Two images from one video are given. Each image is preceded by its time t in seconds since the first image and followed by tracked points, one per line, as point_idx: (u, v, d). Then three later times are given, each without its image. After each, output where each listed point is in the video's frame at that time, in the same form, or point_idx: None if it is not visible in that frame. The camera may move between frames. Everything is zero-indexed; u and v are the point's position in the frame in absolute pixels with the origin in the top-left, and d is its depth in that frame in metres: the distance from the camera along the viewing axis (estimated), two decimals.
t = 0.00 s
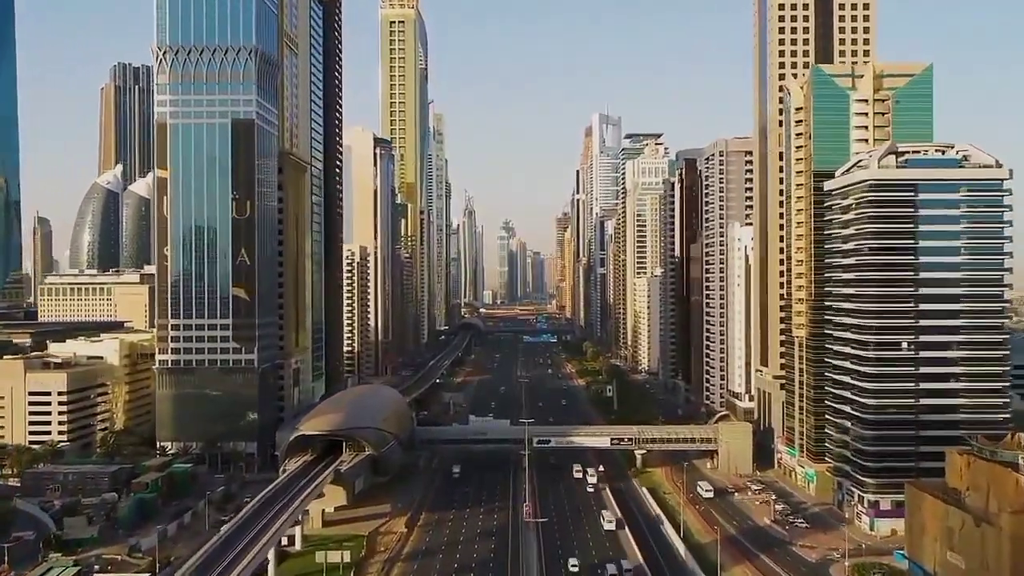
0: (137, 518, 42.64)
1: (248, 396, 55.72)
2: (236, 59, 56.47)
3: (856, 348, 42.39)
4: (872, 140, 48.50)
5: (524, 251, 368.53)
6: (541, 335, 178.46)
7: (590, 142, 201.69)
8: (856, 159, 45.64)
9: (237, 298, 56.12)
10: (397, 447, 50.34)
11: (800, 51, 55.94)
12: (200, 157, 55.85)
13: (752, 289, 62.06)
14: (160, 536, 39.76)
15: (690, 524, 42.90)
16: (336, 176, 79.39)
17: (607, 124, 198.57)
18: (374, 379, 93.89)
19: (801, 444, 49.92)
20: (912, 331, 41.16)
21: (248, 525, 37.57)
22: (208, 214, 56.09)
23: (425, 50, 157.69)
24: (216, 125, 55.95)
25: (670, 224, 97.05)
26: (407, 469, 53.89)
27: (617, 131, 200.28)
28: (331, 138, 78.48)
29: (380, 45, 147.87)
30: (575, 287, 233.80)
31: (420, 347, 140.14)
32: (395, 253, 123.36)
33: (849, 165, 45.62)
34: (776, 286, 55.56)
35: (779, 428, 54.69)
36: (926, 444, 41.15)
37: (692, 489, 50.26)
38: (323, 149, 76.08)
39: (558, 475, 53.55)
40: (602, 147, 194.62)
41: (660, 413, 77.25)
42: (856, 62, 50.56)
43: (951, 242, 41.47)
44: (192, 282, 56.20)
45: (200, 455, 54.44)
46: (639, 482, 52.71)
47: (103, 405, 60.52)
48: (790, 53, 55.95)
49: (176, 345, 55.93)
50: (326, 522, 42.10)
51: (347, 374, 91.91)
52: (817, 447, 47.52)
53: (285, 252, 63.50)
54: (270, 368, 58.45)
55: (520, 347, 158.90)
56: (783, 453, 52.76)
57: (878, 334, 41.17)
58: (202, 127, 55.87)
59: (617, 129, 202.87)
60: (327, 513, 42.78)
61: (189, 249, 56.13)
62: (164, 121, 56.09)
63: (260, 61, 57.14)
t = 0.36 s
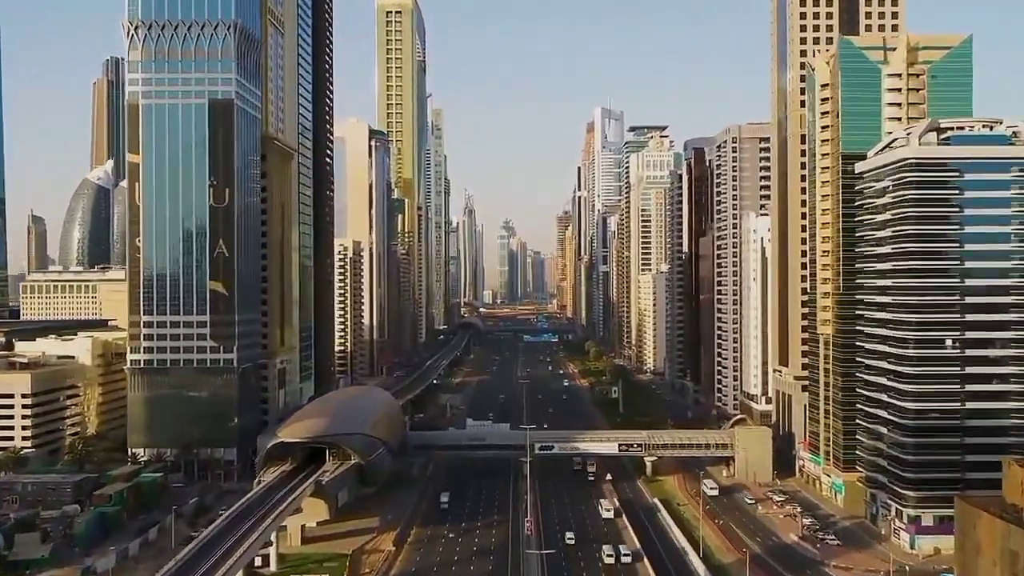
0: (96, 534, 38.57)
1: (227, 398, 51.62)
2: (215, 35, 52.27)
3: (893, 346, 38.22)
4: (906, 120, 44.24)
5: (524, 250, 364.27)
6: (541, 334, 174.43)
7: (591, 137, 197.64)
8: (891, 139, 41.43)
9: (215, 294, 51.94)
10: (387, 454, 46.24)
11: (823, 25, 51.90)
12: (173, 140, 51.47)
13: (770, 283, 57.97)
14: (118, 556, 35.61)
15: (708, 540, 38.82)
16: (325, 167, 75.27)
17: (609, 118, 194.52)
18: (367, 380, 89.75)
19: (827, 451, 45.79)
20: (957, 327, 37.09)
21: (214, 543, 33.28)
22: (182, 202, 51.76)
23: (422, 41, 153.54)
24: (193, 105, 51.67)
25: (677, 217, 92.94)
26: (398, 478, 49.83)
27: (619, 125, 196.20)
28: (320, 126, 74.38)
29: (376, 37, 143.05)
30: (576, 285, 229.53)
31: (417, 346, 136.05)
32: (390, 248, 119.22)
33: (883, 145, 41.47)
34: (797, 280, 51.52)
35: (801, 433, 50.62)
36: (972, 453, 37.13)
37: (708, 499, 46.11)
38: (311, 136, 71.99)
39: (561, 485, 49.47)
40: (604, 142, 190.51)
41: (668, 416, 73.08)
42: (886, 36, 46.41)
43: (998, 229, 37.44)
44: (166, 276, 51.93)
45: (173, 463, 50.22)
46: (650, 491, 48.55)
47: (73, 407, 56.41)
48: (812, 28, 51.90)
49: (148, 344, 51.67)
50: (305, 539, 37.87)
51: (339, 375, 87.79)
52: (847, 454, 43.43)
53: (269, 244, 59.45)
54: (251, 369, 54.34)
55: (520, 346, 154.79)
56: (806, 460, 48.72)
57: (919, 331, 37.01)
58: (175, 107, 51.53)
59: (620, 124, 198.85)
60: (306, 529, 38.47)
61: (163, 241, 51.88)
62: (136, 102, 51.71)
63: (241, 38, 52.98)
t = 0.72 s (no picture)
0: (51, 553, 34.80)
1: (204, 402, 47.77)
2: (192, 10, 48.52)
3: (936, 346, 34.37)
4: (943, 98, 40.64)
5: (524, 250, 360.46)
6: (541, 334, 171.07)
7: (593, 133, 194.06)
8: (929, 118, 37.77)
9: (192, 289, 48.16)
10: (377, 464, 42.46)
11: None
12: (147, 124, 47.59)
13: (790, 279, 54.29)
14: None
15: (730, 559, 35.08)
16: (314, 157, 71.54)
17: (611, 114, 190.94)
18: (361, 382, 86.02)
19: (857, 459, 42.05)
20: (1009, 325, 33.32)
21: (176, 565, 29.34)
22: (158, 189, 47.78)
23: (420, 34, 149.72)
24: (169, 85, 47.82)
25: (683, 212, 89.25)
26: (389, 488, 46.09)
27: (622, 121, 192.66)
28: (309, 114, 70.70)
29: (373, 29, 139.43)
30: (576, 285, 225.67)
31: (414, 346, 132.29)
32: (387, 245, 115.49)
33: (921, 125, 37.78)
34: (820, 275, 47.81)
35: (825, 440, 46.92)
36: None
37: (727, 512, 42.21)
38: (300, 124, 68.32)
39: (566, 496, 45.71)
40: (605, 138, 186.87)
41: (677, 419, 69.28)
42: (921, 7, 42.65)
43: None
44: (140, 270, 48.01)
45: (146, 471, 46.56)
46: (662, 502, 44.70)
47: (43, 411, 52.58)
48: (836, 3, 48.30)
49: (119, 345, 47.75)
50: (283, 561, 33.95)
51: (331, 376, 83.96)
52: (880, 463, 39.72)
53: (252, 237, 55.72)
54: (231, 370, 50.56)
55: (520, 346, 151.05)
56: (832, 469, 45.01)
57: (967, 329, 33.20)
58: (149, 88, 47.65)
59: (622, 119, 195.31)
60: (281, 546, 34.48)
61: (136, 232, 48.00)
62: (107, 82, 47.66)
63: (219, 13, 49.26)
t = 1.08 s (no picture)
0: None
1: (175, 408, 43.65)
2: None
3: (994, 346, 30.26)
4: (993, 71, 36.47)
5: (524, 249, 356.17)
6: (543, 334, 166.96)
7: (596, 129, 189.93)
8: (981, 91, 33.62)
9: (162, 285, 43.99)
10: (363, 478, 38.36)
11: None
12: (112, 104, 43.38)
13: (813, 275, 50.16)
14: None
15: None
16: (302, 147, 67.40)
17: (614, 109, 186.83)
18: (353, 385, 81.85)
19: (895, 473, 37.93)
20: None
21: None
22: (123, 175, 43.54)
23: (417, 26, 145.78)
24: (137, 61, 43.62)
25: (692, 206, 85.12)
26: (377, 504, 41.97)
27: (625, 116, 188.51)
28: (296, 101, 66.60)
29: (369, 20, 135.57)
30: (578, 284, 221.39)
31: (411, 347, 128.09)
32: (382, 242, 111.42)
33: (972, 99, 33.66)
34: (849, 269, 43.68)
35: (856, 450, 42.78)
36: None
37: (751, 532, 37.98)
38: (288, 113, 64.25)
39: (572, 512, 41.62)
40: (608, 134, 182.72)
41: (688, 426, 65.01)
42: None
43: None
44: (104, 264, 43.80)
45: (112, 485, 42.46)
46: (677, 520, 40.58)
47: (7, 418, 48.43)
48: None
49: (81, 346, 43.43)
50: None
51: (322, 379, 79.64)
52: (923, 478, 35.61)
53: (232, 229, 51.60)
54: (207, 374, 46.41)
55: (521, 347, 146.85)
56: (865, 483, 40.92)
57: None
58: (115, 64, 43.48)
59: (625, 115, 191.16)
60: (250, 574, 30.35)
61: (101, 221, 43.80)
62: (69, 56, 43.43)
63: None
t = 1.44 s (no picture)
0: None
1: (141, 419, 39.33)
2: None
3: None
4: None
5: (524, 249, 351.96)
6: (545, 334, 162.83)
7: (598, 125, 185.76)
8: None
9: (126, 282, 39.88)
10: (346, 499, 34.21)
11: None
12: (70, 82, 39.29)
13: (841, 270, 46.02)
14: None
15: None
16: (288, 137, 63.31)
17: (616, 104, 182.64)
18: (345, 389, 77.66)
19: (942, 493, 33.86)
20: None
21: None
22: (83, 162, 39.46)
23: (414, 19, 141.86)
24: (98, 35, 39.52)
25: (702, 202, 81.06)
26: (363, 525, 37.82)
27: (628, 111, 184.30)
28: (282, 89, 62.53)
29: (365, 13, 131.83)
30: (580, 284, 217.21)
31: (408, 349, 123.94)
32: (377, 240, 107.29)
33: None
34: (885, 264, 39.51)
35: (894, 465, 38.67)
36: None
37: (782, 559, 33.85)
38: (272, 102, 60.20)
39: (579, 534, 37.49)
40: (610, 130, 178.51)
41: (701, 434, 60.80)
42: None
43: None
44: (62, 260, 39.67)
45: (70, 503, 38.74)
46: (697, 542, 36.44)
47: None
48: None
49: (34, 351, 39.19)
50: None
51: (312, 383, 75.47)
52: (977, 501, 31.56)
53: (207, 220, 47.47)
54: (177, 380, 42.25)
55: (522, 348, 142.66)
56: (905, 503, 36.84)
57: None
58: (74, 38, 39.40)
59: (628, 110, 187.00)
60: None
61: (58, 212, 39.65)
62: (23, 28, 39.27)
63: None
